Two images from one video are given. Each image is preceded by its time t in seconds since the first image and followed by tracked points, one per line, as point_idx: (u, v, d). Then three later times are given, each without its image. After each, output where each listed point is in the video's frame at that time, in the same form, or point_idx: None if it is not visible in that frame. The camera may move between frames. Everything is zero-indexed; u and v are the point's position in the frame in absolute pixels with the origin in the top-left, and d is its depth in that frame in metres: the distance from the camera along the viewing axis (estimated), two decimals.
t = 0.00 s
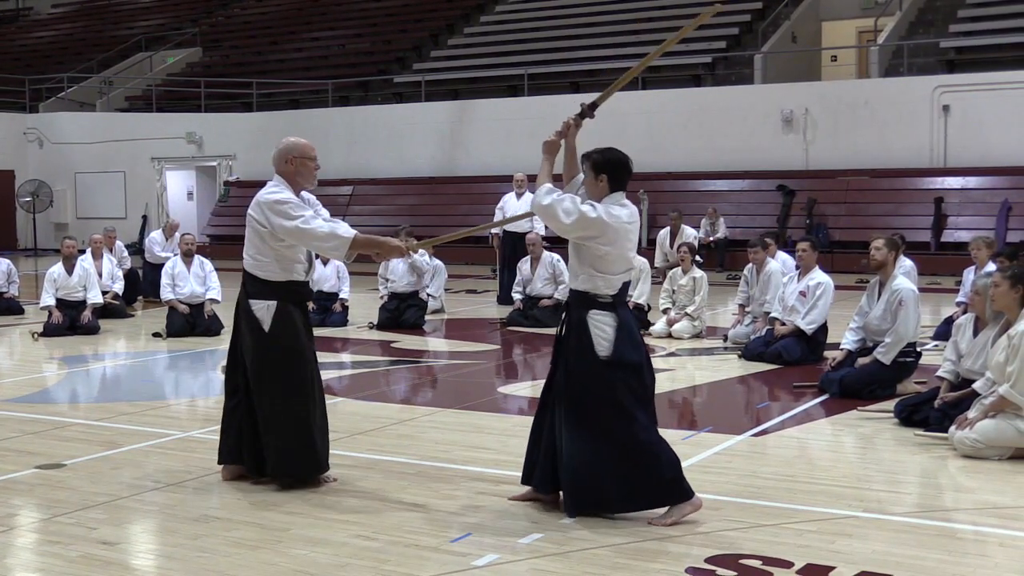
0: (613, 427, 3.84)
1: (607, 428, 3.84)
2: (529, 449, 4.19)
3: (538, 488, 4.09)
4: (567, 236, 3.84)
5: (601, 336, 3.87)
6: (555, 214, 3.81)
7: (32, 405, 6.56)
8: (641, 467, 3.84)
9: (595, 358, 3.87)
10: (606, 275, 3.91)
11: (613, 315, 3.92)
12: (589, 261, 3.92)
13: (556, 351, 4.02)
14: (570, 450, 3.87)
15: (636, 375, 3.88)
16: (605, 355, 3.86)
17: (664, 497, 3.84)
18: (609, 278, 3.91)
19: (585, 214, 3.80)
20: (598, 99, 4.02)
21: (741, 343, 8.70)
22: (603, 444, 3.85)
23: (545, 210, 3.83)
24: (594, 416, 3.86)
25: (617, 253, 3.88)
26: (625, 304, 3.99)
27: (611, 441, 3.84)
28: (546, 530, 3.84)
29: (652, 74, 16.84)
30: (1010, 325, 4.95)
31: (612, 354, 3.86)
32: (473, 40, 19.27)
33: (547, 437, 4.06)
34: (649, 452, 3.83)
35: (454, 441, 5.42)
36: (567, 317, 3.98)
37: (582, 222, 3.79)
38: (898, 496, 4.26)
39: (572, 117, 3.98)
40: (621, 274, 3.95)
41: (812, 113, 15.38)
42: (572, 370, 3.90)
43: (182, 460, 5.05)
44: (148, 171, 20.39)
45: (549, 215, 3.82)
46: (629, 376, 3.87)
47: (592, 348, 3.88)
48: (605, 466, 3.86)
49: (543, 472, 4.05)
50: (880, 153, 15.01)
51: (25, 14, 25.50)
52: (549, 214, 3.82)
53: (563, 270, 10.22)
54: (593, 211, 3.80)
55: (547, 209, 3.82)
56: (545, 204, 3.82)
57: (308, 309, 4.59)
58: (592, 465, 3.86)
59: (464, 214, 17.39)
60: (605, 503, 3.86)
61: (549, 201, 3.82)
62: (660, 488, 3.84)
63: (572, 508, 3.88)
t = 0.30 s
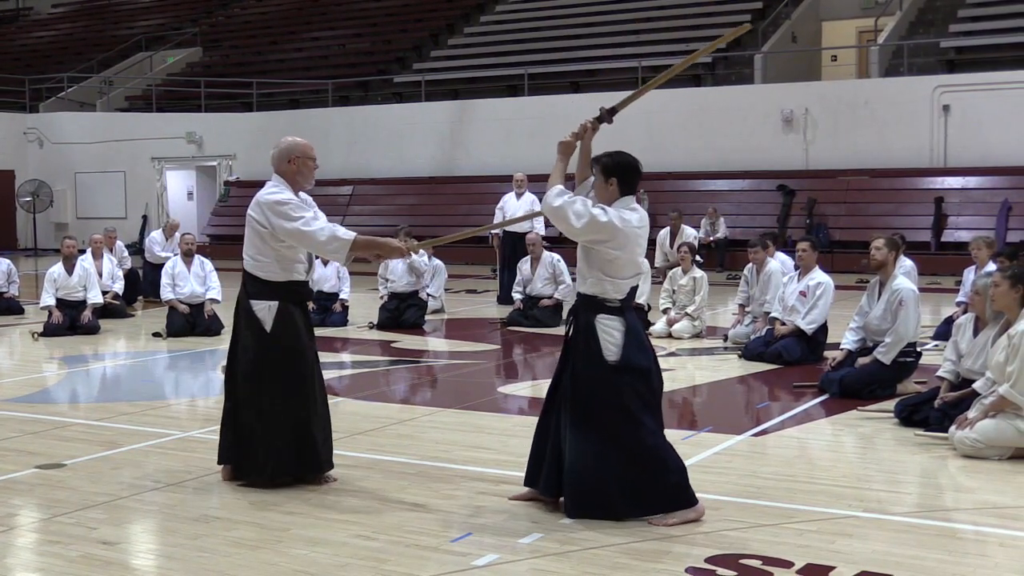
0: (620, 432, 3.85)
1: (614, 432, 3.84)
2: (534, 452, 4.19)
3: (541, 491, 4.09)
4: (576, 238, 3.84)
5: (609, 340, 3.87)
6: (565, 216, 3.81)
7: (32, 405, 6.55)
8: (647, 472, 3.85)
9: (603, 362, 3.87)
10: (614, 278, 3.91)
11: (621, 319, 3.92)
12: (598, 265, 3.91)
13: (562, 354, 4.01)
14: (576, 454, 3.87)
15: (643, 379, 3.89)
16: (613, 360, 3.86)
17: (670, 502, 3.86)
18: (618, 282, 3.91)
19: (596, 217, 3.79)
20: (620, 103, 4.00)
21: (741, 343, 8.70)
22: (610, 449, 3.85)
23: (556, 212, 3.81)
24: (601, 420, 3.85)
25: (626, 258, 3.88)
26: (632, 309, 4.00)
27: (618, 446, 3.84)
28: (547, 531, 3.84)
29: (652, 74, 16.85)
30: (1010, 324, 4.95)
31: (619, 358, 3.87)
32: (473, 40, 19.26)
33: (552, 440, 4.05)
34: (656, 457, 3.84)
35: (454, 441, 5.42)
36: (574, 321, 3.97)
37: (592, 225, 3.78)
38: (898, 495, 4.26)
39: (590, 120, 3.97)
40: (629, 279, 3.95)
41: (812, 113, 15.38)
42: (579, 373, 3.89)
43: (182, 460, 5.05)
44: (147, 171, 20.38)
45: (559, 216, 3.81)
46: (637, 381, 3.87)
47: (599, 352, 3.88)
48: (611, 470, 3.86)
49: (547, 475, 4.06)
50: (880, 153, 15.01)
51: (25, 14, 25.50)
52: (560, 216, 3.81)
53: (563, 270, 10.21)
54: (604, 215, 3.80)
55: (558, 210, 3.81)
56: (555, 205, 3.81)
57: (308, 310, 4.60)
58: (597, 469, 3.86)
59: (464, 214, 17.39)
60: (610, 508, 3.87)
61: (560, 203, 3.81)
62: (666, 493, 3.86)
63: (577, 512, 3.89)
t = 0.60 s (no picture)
0: (620, 432, 3.84)
1: (614, 433, 3.84)
2: (535, 452, 4.19)
3: (542, 491, 4.09)
4: (579, 238, 3.84)
5: (610, 341, 3.87)
6: (568, 216, 3.80)
7: (32, 405, 6.55)
8: (647, 474, 3.85)
9: (604, 363, 3.87)
10: (615, 279, 3.91)
11: (623, 320, 3.91)
12: (600, 265, 3.92)
13: (563, 353, 4.01)
14: (575, 454, 3.87)
15: (644, 380, 3.89)
16: (614, 361, 3.87)
17: (670, 503, 3.86)
18: (619, 283, 3.91)
19: (599, 217, 3.79)
20: (630, 104, 3.98)
21: (741, 343, 8.70)
22: (610, 449, 3.85)
23: (559, 211, 3.81)
24: (601, 421, 3.85)
25: (628, 259, 3.88)
26: (633, 309, 4.00)
27: (618, 446, 3.84)
28: (547, 531, 3.84)
29: (652, 74, 16.85)
30: (1010, 324, 4.95)
31: (620, 358, 3.87)
32: (473, 40, 19.25)
33: (552, 440, 4.06)
34: (656, 458, 3.84)
35: (454, 441, 5.42)
36: (575, 321, 3.97)
37: (595, 226, 3.78)
38: (898, 495, 4.26)
39: (599, 120, 3.96)
40: (632, 280, 3.94)
41: (812, 113, 15.38)
42: (579, 372, 3.89)
43: (182, 460, 5.05)
44: (147, 171, 20.38)
45: (562, 216, 3.81)
46: (638, 382, 3.87)
47: (600, 352, 3.88)
48: (611, 471, 3.86)
49: (547, 475, 4.06)
50: (880, 153, 15.01)
51: (25, 14, 25.50)
52: (563, 216, 3.80)
53: (564, 270, 10.21)
54: (607, 215, 3.80)
55: (562, 210, 3.80)
56: (558, 205, 3.81)
57: (308, 310, 4.60)
58: (597, 470, 3.86)
59: (464, 214, 17.40)
60: (609, 509, 3.87)
61: (563, 202, 3.80)
62: (665, 495, 3.86)
63: (576, 512, 3.89)
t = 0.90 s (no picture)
0: (622, 431, 3.84)
1: (616, 433, 3.84)
2: (537, 452, 4.19)
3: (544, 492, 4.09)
4: (579, 237, 3.84)
5: (611, 340, 3.87)
6: (568, 215, 3.81)
7: (32, 405, 6.55)
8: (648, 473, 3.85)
9: (605, 363, 3.87)
10: (616, 278, 3.91)
11: (624, 319, 3.91)
12: (600, 264, 3.92)
13: (565, 353, 4.02)
14: (576, 453, 3.87)
15: (646, 380, 3.88)
16: (616, 360, 3.86)
17: (670, 504, 3.87)
18: (619, 282, 3.91)
19: (599, 217, 3.79)
20: (631, 105, 3.97)
21: (741, 343, 8.69)
22: (610, 449, 3.85)
23: (559, 209, 3.81)
24: (601, 419, 3.85)
25: (628, 258, 3.88)
26: (634, 308, 3.99)
27: (619, 446, 3.84)
28: (548, 531, 3.84)
29: (651, 74, 16.86)
30: (1010, 324, 4.95)
31: (622, 357, 3.87)
32: (473, 40, 19.24)
33: (554, 441, 4.06)
34: (657, 457, 3.84)
35: (454, 441, 5.41)
36: (576, 322, 3.98)
37: (595, 226, 3.79)
38: (899, 495, 4.25)
39: (599, 121, 3.95)
40: (631, 278, 3.94)
41: (812, 113, 15.38)
42: (581, 371, 3.89)
43: (182, 460, 5.04)
44: (147, 171, 20.38)
45: (561, 214, 3.81)
46: (639, 381, 3.86)
47: (602, 352, 3.88)
48: (612, 471, 3.86)
49: (548, 476, 4.06)
50: (880, 153, 15.01)
51: (25, 14, 25.49)
52: (563, 215, 3.81)
53: (564, 271, 10.20)
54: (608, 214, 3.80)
55: (561, 207, 3.81)
56: (557, 204, 3.81)
57: (309, 309, 4.60)
58: (598, 470, 3.86)
59: (465, 214, 17.40)
60: (610, 510, 3.87)
61: (561, 201, 3.81)
62: (666, 495, 3.86)
63: (576, 513, 3.89)
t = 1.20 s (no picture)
0: (622, 431, 3.84)
1: (616, 433, 3.84)
2: (538, 452, 4.19)
3: (545, 492, 4.09)
4: (577, 237, 3.84)
5: (612, 340, 3.87)
6: (566, 215, 3.82)
7: (32, 404, 6.55)
8: (648, 473, 3.85)
9: (606, 362, 3.86)
10: (615, 278, 3.90)
11: (624, 319, 3.91)
12: (600, 264, 3.91)
13: (565, 352, 4.01)
14: (576, 453, 3.87)
15: (646, 379, 3.88)
16: (615, 360, 3.86)
17: (670, 504, 3.86)
18: (618, 281, 3.90)
19: (598, 215, 3.79)
20: (628, 104, 3.95)
21: (741, 343, 8.69)
22: (611, 449, 3.84)
23: (558, 208, 3.82)
24: (602, 419, 3.85)
25: (626, 257, 3.88)
26: (634, 307, 3.99)
27: (619, 445, 3.84)
28: (548, 531, 3.83)
29: (651, 74, 16.86)
30: (1010, 324, 4.95)
31: (622, 357, 3.86)
32: (473, 40, 19.23)
33: (554, 441, 4.06)
34: (657, 457, 3.83)
35: (454, 441, 5.41)
36: (576, 322, 3.97)
37: (593, 225, 3.78)
38: (899, 495, 4.25)
39: (597, 121, 3.94)
40: (631, 278, 3.94)
41: (812, 113, 15.38)
42: (580, 371, 3.89)
43: (182, 460, 5.04)
44: (147, 171, 20.38)
45: (560, 214, 3.82)
46: (639, 381, 3.86)
47: (601, 351, 3.88)
48: (612, 471, 3.86)
49: (550, 476, 4.06)
50: (880, 153, 15.01)
51: (25, 14, 25.49)
52: (560, 214, 3.82)
53: (564, 270, 10.20)
54: (606, 213, 3.80)
55: (560, 207, 3.82)
56: (555, 204, 3.83)
57: (307, 309, 4.59)
58: (598, 471, 3.86)
59: (465, 214, 17.41)
60: (611, 510, 3.87)
61: (559, 201, 3.82)
62: (667, 494, 3.85)
63: (576, 514, 3.88)
